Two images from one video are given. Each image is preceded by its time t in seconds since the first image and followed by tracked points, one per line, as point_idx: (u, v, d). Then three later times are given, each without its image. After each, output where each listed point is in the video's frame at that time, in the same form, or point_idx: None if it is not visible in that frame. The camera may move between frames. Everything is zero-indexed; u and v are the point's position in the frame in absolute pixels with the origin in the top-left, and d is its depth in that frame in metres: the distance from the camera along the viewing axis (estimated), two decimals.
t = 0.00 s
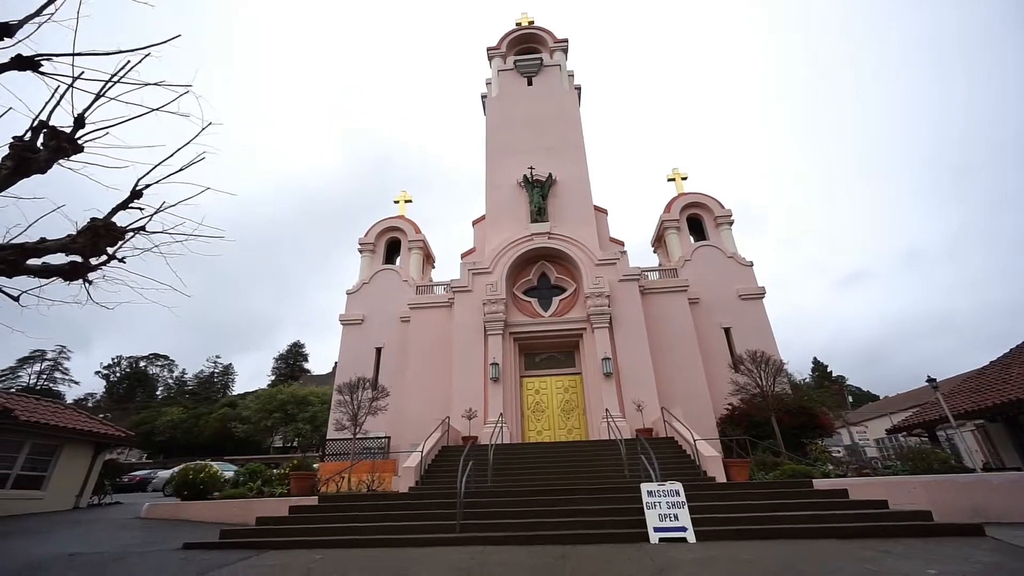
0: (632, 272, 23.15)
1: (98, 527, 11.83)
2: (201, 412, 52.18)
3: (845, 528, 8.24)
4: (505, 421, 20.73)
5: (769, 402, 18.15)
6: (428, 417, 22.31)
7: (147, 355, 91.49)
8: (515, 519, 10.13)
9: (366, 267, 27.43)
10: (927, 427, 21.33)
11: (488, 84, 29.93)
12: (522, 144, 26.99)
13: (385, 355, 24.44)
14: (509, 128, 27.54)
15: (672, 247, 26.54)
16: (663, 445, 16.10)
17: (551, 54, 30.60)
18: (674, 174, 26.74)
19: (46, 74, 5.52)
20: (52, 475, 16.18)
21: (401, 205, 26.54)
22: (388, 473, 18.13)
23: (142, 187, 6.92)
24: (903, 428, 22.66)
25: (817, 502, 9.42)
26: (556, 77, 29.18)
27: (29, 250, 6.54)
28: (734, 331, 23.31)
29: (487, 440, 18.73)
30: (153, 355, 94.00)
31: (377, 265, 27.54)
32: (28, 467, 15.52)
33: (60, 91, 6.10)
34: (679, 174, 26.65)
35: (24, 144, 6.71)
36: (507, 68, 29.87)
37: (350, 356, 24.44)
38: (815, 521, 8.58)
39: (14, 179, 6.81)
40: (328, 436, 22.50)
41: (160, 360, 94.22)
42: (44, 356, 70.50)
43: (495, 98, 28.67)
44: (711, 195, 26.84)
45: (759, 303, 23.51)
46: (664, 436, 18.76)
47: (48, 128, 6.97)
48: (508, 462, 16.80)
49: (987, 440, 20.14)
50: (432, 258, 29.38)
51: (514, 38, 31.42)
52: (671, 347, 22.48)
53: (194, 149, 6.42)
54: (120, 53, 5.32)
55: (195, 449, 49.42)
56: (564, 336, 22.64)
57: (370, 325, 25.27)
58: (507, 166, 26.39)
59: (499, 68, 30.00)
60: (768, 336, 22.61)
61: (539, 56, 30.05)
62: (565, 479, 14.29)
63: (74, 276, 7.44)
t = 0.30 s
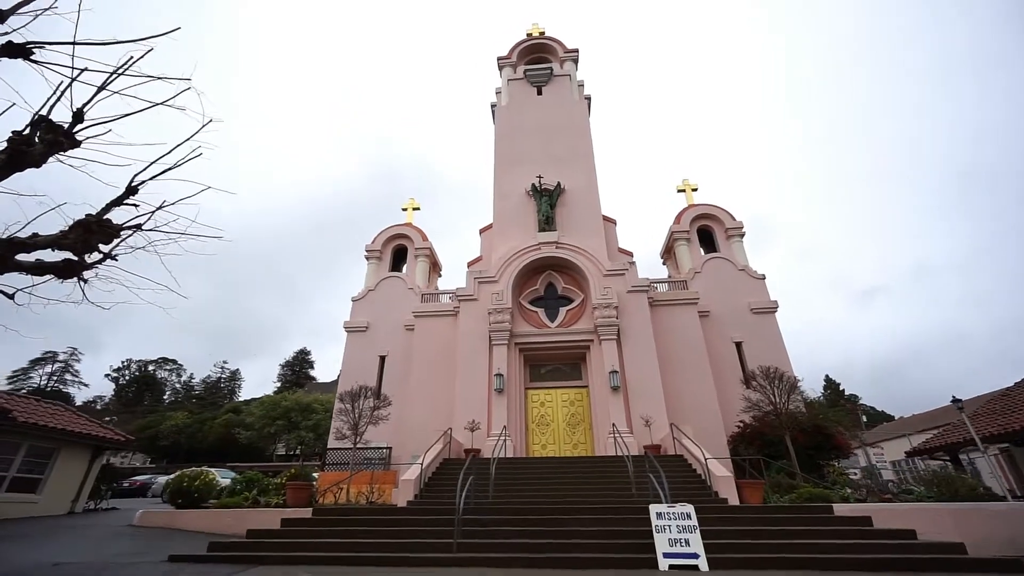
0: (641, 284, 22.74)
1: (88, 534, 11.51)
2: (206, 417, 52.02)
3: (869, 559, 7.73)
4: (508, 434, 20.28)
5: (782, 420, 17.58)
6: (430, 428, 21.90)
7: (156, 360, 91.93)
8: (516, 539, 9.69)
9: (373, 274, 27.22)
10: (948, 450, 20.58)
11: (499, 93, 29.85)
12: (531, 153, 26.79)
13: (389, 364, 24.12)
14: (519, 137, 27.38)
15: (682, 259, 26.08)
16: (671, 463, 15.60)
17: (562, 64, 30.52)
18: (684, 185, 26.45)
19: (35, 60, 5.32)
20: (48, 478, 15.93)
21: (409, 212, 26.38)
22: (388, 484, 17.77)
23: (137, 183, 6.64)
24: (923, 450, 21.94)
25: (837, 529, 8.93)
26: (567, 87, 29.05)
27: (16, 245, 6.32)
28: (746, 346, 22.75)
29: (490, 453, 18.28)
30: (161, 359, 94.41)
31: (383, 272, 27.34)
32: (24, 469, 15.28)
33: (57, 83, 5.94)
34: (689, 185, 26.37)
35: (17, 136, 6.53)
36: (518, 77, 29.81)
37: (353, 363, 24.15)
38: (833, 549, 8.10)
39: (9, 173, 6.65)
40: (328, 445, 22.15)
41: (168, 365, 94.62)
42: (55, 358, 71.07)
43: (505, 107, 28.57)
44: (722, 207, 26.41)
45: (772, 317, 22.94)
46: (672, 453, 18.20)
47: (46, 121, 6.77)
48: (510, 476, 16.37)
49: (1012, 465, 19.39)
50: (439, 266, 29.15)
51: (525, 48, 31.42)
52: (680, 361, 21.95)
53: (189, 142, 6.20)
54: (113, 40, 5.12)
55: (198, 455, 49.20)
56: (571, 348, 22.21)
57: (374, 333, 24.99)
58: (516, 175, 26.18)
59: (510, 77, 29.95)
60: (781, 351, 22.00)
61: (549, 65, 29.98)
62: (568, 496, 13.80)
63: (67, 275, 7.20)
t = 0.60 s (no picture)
0: (640, 292, 22.43)
1: (64, 550, 11.00)
2: (198, 427, 51.22)
3: None
4: (505, 445, 19.84)
5: (786, 433, 17.19)
6: (425, 439, 21.42)
7: (150, 368, 91.06)
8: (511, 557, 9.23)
9: (369, 281, 26.85)
10: (954, 463, 20.21)
11: (498, 101, 29.73)
12: (531, 160, 26.58)
13: (384, 372, 23.68)
14: (519, 145, 27.19)
15: (682, 268, 25.79)
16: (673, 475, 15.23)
17: (562, 73, 30.46)
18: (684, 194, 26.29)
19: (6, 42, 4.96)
20: (27, 490, 15.40)
21: (407, 219, 26.08)
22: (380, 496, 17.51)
23: (116, 175, 6.21)
24: (929, 463, 21.56)
25: (850, 547, 8.54)
26: (567, 95, 28.94)
27: None
28: (747, 356, 22.40)
29: (486, 465, 17.84)
30: (156, 368, 93.47)
31: (380, 279, 26.96)
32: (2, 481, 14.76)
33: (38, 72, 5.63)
34: (688, 194, 26.21)
35: None
36: (518, 86, 29.71)
37: (347, 372, 23.70)
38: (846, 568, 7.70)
39: None
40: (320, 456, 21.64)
41: (163, 373, 93.64)
42: (48, 366, 70.34)
43: (505, 115, 28.42)
44: (723, 216, 26.19)
45: (774, 327, 22.61)
46: (673, 466, 17.77)
47: (23, 112, 6.45)
48: (506, 489, 15.93)
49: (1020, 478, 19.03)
50: (436, 274, 28.80)
51: (525, 57, 31.38)
52: (681, 372, 21.57)
53: (173, 136, 5.88)
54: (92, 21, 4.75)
55: (190, 465, 48.35)
56: (569, 357, 21.82)
57: (370, 341, 24.57)
58: (515, 183, 25.94)
59: (510, 85, 29.86)
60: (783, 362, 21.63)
61: (549, 74, 29.91)
62: (566, 510, 13.35)
63: (41, 274, 6.80)
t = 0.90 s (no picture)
0: (632, 296, 22.28)
1: (30, 566, 10.51)
2: (182, 436, 50.13)
3: None
4: (495, 451, 19.49)
5: (779, 438, 17.09)
6: (413, 446, 21.01)
7: (134, 376, 89.36)
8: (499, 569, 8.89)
9: (357, 286, 26.41)
10: (946, 467, 20.22)
11: (489, 106, 29.58)
12: (521, 164, 26.42)
13: (371, 378, 23.24)
14: (509, 149, 27.03)
15: (673, 272, 25.69)
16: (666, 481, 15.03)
17: (552, 78, 30.42)
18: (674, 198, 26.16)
19: None
20: None
21: (396, 222, 25.71)
22: (366, 505, 17.23)
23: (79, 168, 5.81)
24: (920, 468, 21.57)
25: (850, 554, 8.33)
26: (557, 100, 28.87)
27: None
28: (739, 360, 22.28)
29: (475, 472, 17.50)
30: (140, 376, 91.73)
31: (368, 284, 26.54)
32: None
33: None
34: (679, 198, 26.09)
35: None
36: (508, 90, 29.61)
37: (334, 378, 23.22)
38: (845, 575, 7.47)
39: None
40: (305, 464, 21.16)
41: (147, 382, 91.86)
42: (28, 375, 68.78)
43: (495, 119, 28.27)
44: (713, 221, 26.17)
45: (765, 331, 22.53)
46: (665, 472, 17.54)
47: None
48: (495, 496, 15.63)
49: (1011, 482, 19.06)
50: (426, 278, 28.44)
51: (516, 62, 31.32)
52: (673, 376, 21.39)
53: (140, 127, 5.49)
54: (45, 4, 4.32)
55: (173, 475, 47.30)
56: (560, 362, 21.58)
57: (357, 347, 24.13)
58: (505, 186, 25.75)
59: (500, 90, 29.76)
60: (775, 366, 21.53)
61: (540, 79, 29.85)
62: (556, 519, 13.03)
63: None
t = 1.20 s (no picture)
0: (633, 289, 22.00)
1: (20, 558, 10.31)
2: (182, 429, 50.07)
3: None
4: (493, 446, 19.27)
5: (783, 433, 16.89)
6: (411, 440, 20.81)
7: (135, 369, 89.30)
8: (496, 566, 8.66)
9: (355, 279, 26.12)
10: (951, 463, 20.09)
11: (489, 97, 29.21)
12: (522, 156, 26.06)
13: (369, 372, 23.01)
14: (509, 140, 26.69)
15: (675, 266, 25.39)
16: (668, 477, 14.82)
17: (553, 68, 29.99)
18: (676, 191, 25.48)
19: None
20: None
21: (395, 215, 25.07)
22: (364, 498, 17.07)
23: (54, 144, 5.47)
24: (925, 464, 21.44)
25: (859, 554, 8.04)
26: (558, 91, 28.48)
27: None
28: (741, 355, 22.02)
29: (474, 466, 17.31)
30: (141, 369, 91.76)
31: (367, 277, 26.24)
32: None
33: None
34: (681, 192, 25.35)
35: None
36: (509, 81, 29.21)
37: (331, 371, 23.00)
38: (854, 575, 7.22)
39: None
40: (302, 457, 20.93)
41: (149, 375, 91.86)
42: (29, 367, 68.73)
43: (495, 110, 27.89)
44: (715, 214, 25.85)
45: (768, 325, 22.25)
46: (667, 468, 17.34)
47: None
48: (493, 491, 15.44)
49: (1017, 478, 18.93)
50: (425, 272, 28.16)
51: (516, 53, 30.88)
52: (675, 370, 21.15)
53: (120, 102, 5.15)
54: None
55: (173, 468, 47.25)
56: (561, 356, 21.33)
57: (355, 340, 23.88)
58: (505, 178, 25.41)
59: (500, 81, 29.36)
60: (778, 360, 21.24)
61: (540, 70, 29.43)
62: (555, 514, 12.81)
63: None
